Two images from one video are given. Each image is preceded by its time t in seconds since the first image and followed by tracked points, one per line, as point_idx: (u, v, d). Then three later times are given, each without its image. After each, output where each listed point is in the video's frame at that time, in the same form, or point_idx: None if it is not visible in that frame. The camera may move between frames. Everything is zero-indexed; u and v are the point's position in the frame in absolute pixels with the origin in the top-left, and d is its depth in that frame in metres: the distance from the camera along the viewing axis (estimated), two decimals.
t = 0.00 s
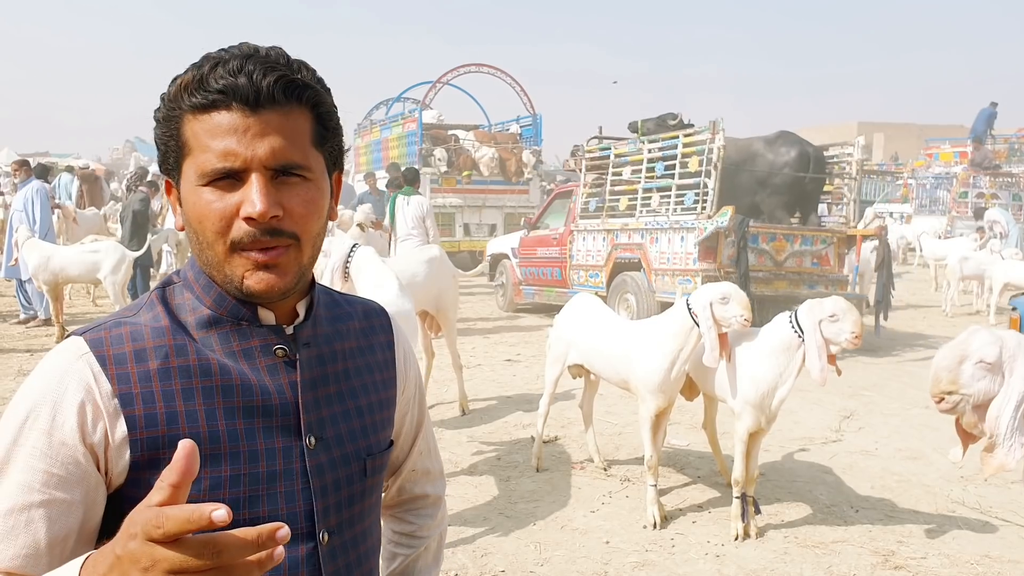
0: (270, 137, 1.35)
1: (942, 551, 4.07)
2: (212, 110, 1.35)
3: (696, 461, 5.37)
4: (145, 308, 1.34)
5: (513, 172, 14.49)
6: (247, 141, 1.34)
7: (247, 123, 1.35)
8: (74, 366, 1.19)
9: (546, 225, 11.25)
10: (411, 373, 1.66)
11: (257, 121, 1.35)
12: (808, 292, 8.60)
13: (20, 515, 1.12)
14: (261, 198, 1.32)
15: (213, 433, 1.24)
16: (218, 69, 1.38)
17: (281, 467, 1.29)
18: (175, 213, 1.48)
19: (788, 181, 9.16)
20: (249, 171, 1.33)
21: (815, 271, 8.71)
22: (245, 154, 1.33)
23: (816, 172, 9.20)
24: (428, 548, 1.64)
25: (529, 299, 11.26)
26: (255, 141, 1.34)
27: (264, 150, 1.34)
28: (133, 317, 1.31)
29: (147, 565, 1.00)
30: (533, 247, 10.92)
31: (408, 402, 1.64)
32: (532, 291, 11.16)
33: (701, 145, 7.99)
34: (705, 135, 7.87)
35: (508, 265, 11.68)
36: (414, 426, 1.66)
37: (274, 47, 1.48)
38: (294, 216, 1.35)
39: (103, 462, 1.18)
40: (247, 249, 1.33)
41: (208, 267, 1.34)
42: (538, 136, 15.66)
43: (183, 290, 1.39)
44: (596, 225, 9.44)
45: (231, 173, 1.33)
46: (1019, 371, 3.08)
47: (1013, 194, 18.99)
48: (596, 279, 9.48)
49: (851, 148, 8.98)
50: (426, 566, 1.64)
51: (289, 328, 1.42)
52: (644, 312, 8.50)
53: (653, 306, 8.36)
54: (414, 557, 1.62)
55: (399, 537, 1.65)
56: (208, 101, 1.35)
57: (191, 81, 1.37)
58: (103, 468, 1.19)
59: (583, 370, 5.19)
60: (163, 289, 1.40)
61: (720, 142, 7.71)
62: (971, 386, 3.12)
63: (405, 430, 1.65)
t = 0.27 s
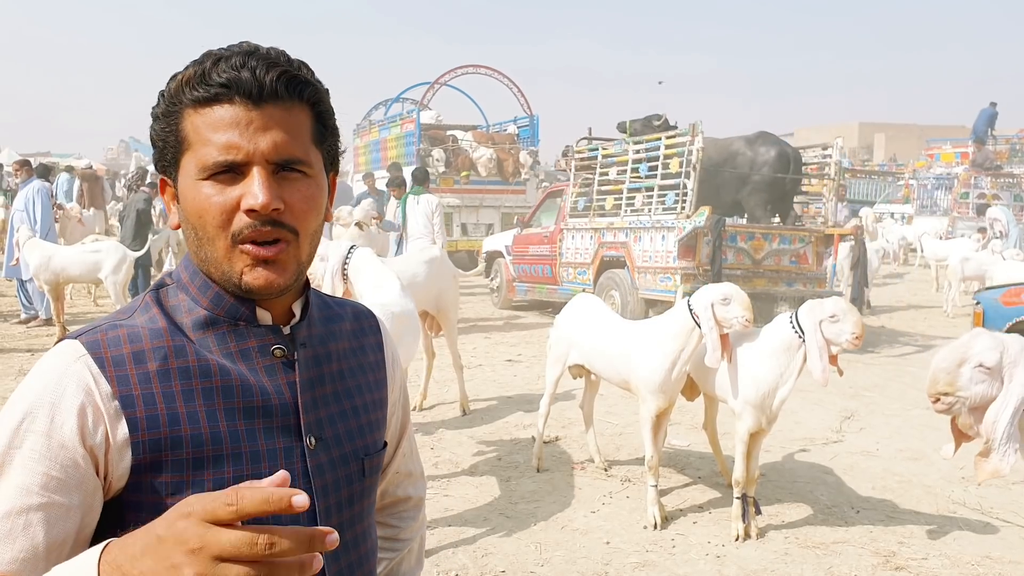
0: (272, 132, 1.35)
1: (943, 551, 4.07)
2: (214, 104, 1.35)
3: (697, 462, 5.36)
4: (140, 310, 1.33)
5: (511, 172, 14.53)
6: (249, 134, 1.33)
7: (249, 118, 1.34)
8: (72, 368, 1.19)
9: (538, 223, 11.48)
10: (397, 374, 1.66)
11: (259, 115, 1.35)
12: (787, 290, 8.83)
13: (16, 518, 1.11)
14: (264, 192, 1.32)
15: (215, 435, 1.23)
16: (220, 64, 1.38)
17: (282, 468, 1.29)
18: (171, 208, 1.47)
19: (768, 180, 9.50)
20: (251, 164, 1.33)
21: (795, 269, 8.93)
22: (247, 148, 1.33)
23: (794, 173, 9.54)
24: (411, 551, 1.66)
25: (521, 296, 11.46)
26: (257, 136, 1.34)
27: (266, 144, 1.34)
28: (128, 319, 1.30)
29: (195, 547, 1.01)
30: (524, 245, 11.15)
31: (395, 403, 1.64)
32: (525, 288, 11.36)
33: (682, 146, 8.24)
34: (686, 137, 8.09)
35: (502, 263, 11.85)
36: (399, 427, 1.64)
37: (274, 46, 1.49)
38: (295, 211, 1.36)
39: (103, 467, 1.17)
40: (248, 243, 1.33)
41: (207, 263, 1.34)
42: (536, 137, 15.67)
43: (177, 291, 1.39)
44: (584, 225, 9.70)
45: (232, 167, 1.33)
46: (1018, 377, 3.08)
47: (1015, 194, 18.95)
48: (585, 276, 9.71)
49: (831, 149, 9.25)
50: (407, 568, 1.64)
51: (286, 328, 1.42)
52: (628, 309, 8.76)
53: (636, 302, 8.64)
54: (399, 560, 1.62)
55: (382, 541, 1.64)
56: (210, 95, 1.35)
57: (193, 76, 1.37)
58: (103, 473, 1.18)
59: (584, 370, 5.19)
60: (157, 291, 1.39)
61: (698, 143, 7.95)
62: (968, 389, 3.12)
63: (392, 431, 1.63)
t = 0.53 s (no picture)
0: (269, 129, 1.35)
1: (944, 552, 4.06)
2: (209, 101, 1.34)
3: (698, 462, 5.36)
4: (134, 310, 1.32)
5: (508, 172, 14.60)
6: (245, 131, 1.33)
7: (245, 115, 1.34)
8: (67, 367, 1.18)
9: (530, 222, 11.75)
10: (391, 374, 1.66)
11: (255, 113, 1.35)
12: (768, 285, 9.23)
13: (16, 512, 1.11)
14: (260, 188, 1.31)
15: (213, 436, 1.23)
16: (215, 61, 1.38)
17: (281, 468, 1.29)
18: (165, 207, 1.46)
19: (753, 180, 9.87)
20: (247, 161, 1.32)
21: (775, 266, 9.30)
22: (244, 144, 1.32)
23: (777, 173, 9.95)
24: (410, 551, 1.66)
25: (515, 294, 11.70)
26: (253, 132, 1.33)
27: (263, 141, 1.34)
28: (122, 319, 1.29)
29: (131, 466, 0.99)
30: (517, 245, 11.42)
31: (390, 402, 1.64)
32: (519, 287, 11.60)
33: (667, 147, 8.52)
34: (669, 138, 8.36)
35: (497, 262, 12.01)
36: (394, 426, 1.65)
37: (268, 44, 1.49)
38: (292, 209, 1.35)
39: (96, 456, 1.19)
40: (244, 241, 1.32)
41: (202, 261, 1.33)
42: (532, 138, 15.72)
43: (171, 290, 1.38)
44: (573, 224, 9.98)
45: (228, 164, 1.32)
46: (1018, 382, 3.08)
47: (1016, 194, 18.97)
48: (575, 274, 10.00)
49: (811, 149, 9.64)
50: (406, 568, 1.65)
51: (282, 327, 1.42)
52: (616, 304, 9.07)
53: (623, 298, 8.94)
54: (397, 560, 1.63)
55: (381, 542, 1.64)
56: (206, 92, 1.34)
57: (188, 72, 1.37)
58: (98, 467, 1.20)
59: (585, 370, 5.20)
60: (150, 291, 1.39)
61: (680, 144, 8.22)
62: (968, 392, 3.11)
63: (388, 430, 1.63)
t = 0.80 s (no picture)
0: (258, 130, 1.34)
1: (947, 552, 4.06)
2: (197, 105, 1.34)
3: (699, 462, 5.35)
4: (132, 312, 1.32)
5: (506, 172, 14.59)
6: (233, 135, 1.32)
7: (233, 118, 1.34)
8: (69, 374, 1.18)
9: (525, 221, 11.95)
10: (395, 374, 1.66)
11: (243, 114, 1.34)
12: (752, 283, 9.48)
13: (43, 525, 1.09)
14: (251, 194, 1.32)
15: (212, 439, 1.23)
16: (202, 63, 1.37)
17: (282, 470, 1.29)
18: (159, 209, 1.47)
19: (739, 180, 10.22)
20: (237, 166, 1.32)
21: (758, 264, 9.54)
22: (233, 149, 1.32)
23: (762, 174, 10.26)
24: (414, 552, 1.65)
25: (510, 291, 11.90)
26: (242, 136, 1.33)
27: (252, 144, 1.33)
28: (121, 322, 1.29)
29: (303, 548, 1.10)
30: (511, 243, 11.63)
31: (393, 402, 1.64)
32: (513, 284, 11.80)
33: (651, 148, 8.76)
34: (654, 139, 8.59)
35: (493, 260, 12.17)
36: (399, 426, 1.65)
37: (258, 40, 1.48)
38: (285, 211, 1.35)
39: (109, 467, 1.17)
40: (236, 246, 1.32)
41: (196, 267, 1.34)
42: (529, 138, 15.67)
43: (170, 292, 1.38)
44: (564, 223, 10.23)
45: (218, 169, 1.32)
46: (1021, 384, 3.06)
47: (1018, 194, 18.98)
48: (565, 272, 10.23)
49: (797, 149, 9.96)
50: (411, 568, 1.64)
51: (282, 329, 1.42)
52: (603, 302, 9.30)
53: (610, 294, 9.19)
54: (402, 561, 1.62)
55: (383, 541, 1.64)
56: (192, 96, 1.34)
57: (174, 76, 1.36)
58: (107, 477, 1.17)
59: (587, 371, 5.19)
60: (148, 292, 1.39)
61: (664, 146, 8.49)
62: (969, 392, 3.12)
63: (391, 430, 1.63)
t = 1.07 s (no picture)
0: (277, 131, 1.35)
1: (948, 553, 4.05)
2: (218, 104, 1.34)
3: (701, 463, 5.35)
4: (139, 309, 1.32)
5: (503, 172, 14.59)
6: (253, 135, 1.33)
7: (254, 118, 1.34)
8: (74, 374, 1.17)
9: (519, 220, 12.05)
10: (398, 374, 1.66)
11: (264, 115, 1.35)
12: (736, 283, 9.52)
13: (45, 531, 1.12)
14: (269, 193, 1.31)
15: (217, 436, 1.23)
16: (223, 63, 1.37)
17: (284, 468, 1.29)
18: (172, 207, 1.46)
19: (727, 182, 10.29)
20: (256, 165, 1.32)
21: (742, 264, 9.59)
22: (252, 148, 1.32)
23: (751, 176, 10.30)
24: (413, 551, 1.65)
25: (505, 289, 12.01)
26: (262, 136, 1.33)
27: (271, 145, 1.33)
28: (128, 319, 1.29)
29: None
30: (504, 241, 11.74)
31: (395, 401, 1.63)
32: (507, 282, 11.90)
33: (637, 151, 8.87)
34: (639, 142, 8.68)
35: (488, 258, 12.24)
36: (400, 426, 1.64)
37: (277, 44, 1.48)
38: (301, 212, 1.35)
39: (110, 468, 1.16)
40: (251, 244, 1.32)
41: (209, 264, 1.33)
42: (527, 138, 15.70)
43: (177, 290, 1.37)
44: (554, 222, 10.35)
45: (237, 167, 1.32)
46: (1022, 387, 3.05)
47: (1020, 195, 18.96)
48: (556, 271, 10.36)
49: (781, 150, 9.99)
50: (410, 568, 1.63)
51: (288, 328, 1.41)
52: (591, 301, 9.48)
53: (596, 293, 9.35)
54: (401, 559, 1.62)
55: (383, 540, 1.64)
56: (214, 94, 1.34)
57: (196, 74, 1.36)
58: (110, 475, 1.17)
59: (587, 371, 5.17)
60: (156, 290, 1.38)
61: (649, 148, 8.54)
62: (970, 392, 3.13)
63: (393, 430, 1.62)
